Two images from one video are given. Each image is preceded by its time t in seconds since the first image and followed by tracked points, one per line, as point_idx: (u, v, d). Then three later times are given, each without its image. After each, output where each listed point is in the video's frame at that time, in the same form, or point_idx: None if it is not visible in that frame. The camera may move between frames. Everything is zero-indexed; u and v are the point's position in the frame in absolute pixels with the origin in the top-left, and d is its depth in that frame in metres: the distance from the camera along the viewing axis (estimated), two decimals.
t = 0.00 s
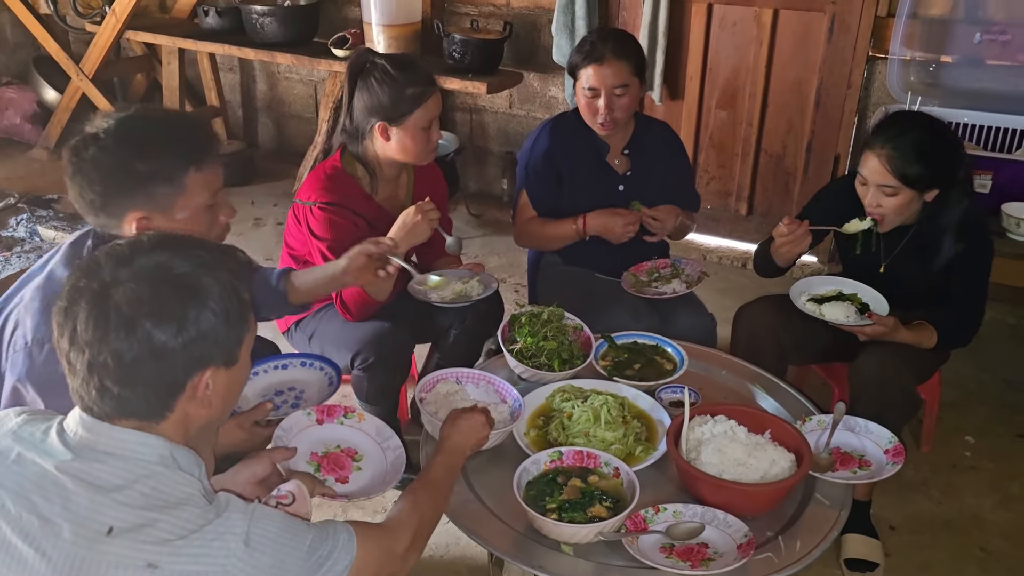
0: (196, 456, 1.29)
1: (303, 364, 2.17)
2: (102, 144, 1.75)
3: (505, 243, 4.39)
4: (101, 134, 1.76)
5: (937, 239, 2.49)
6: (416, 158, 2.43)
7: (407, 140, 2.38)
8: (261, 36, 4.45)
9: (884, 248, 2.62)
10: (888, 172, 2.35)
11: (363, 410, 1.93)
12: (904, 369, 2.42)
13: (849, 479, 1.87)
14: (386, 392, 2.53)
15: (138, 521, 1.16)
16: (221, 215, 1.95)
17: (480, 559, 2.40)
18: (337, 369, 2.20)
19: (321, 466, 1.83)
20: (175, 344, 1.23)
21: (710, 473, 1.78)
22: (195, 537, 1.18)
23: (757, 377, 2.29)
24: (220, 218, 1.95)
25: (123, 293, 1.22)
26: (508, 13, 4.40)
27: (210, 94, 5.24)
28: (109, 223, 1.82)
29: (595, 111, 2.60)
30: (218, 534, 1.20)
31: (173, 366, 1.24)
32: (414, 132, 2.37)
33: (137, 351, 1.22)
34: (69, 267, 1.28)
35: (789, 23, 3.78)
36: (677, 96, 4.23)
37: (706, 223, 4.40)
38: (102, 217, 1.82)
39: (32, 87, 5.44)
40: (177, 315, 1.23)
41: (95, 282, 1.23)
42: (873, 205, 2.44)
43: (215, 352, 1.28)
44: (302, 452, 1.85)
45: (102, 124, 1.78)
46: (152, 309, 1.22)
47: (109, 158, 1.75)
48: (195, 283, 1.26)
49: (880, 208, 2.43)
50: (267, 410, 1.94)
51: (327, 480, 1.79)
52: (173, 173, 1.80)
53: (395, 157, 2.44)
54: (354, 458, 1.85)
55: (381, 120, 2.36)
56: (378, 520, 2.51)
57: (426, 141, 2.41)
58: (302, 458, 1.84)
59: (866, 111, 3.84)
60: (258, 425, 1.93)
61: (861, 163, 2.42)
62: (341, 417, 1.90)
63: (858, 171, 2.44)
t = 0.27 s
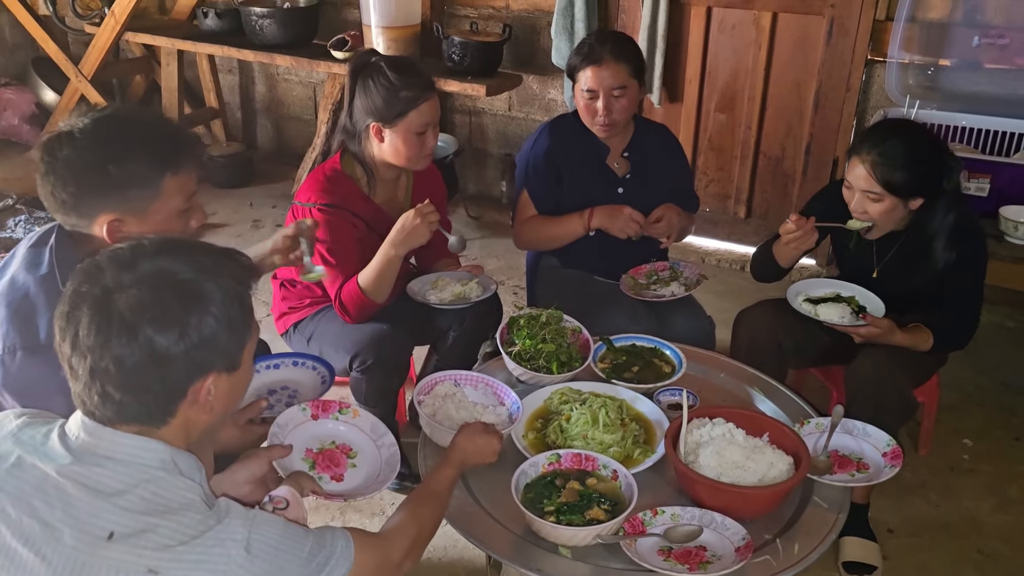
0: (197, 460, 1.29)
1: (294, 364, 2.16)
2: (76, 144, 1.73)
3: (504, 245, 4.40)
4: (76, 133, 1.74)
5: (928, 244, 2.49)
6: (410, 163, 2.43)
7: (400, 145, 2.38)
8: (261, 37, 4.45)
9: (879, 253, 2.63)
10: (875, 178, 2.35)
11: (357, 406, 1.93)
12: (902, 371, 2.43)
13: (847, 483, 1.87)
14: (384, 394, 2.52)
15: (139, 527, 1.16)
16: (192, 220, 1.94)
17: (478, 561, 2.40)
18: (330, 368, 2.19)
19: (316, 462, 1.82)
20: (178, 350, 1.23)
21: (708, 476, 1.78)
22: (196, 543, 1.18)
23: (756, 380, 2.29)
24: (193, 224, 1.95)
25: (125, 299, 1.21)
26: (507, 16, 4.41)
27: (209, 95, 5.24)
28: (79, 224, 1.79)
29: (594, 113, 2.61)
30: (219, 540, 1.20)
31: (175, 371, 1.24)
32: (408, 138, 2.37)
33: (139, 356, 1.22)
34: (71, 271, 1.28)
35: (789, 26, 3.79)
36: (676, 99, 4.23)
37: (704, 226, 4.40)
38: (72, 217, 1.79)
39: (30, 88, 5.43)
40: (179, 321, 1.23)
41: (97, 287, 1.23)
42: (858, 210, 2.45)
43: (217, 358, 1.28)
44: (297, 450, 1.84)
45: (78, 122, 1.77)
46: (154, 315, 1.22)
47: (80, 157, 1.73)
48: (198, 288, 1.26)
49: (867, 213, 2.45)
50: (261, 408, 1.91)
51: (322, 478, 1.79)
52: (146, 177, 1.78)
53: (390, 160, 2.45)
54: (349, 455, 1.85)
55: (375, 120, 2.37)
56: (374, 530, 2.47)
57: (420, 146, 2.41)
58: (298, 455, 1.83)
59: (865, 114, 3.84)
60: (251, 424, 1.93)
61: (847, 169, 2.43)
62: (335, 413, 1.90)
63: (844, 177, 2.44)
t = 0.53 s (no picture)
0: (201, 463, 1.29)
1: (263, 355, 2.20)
2: (78, 146, 1.74)
3: (505, 246, 4.40)
4: (81, 133, 1.75)
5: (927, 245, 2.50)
6: (410, 166, 2.44)
7: (400, 148, 2.39)
8: (262, 38, 4.45)
9: (880, 254, 2.63)
10: (874, 182, 2.35)
11: (363, 420, 1.94)
12: (903, 373, 2.43)
13: (848, 485, 1.87)
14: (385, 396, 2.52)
15: (142, 530, 1.16)
16: (187, 228, 1.93)
17: (479, 562, 2.40)
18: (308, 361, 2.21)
19: (318, 469, 1.82)
20: (184, 354, 1.23)
21: (709, 477, 1.78)
22: (200, 546, 1.18)
23: (758, 382, 2.29)
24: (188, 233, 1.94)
25: (131, 302, 1.22)
26: (509, 17, 4.42)
27: (210, 96, 5.25)
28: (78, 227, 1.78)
29: (598, 115, 2.60)
30: (223, 543, 1.21)
31: (180, 375, 1.24)
32: (408, 141, 2.37)
33: (145, 360, 1.22)
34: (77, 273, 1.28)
35: (791, 28, 3.80)
36: (677, 101, 4.23)
37: (706, 227, 4.41)
38: (70, 219, 1.77)
39: (31, 88, 5.44)
40: (186, 325, 1.23)
41: (102, 289, 1.23)
42: (857, 213, 2.44)
43: (223, 362, 1.28)
44: (300, 456, 1.84)
45: (82, 125, 1.78)
46: (161, 319, 1.22)
47: (82, 159, 1.73)
48: (205, 292, 1.26)
49: (865, 217, 2.44)
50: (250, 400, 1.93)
51: (323, 483, 1.78)
52: (147, 182, 1.78)
53: (390, 162, 2.46)
54: (352, 465, 1.84)
55: (376, 121, 2.38)
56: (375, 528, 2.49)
57: (421, 150, 2.40)
58: (300, 461, 1.83)
59: (867, 116, 3.84)
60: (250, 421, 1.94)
61: (846, 173, 2.43)
62: (342, 426, 1.91)
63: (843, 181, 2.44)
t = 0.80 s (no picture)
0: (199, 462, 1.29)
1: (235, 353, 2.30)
2: (82, 144, 1.73)
3: (505, 246, 4.39)
4: (83, 133, 1.75)
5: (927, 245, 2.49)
6: (408, 167, 2.44)
7: (399, 148, 2.39)
8: (262, 38, 4.45)
9: (881, 254, 2.63)
10: (874, 183, 2.35)
11: (380, 429, 1.93)
12: (902, 375, 2.43)
13: (848, 486, 1.86)
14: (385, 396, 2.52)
15: (141, 530, 1.16)
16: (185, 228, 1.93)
17: (478, 563, 2.40)
18: (282, 354, 2.31)
19: (324, 476, 1.81)
20: (181, 354, 1.23)
21: (709, 478, 1.77)
22: (199, 546, 1.18)
23: (758, 383, 2.29)
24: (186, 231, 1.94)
25: (128, 302, 1.21)
26: (509, 17, 4.41)
27: (210, 95, 5.25)
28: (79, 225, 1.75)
29: (599, 115, 2.60)
30: (221, 542, 1.20)
31: (177, 375, 1.24)
32: (406, 142, 2.37)
33: (142, 360, 1.21)
34: (73, 273, 1.27)
35: (791, 29, 3.80)
36: (677, 101, 4.23)
37: (705, 228, 4.40)
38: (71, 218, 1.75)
39: (31, 87, 5.43)
40: (182, 325, 1.23)
41: (99, 289, 1.23)
42: (862, 215, 2.46)
43: (220, 362, 1.28)
44: (309, 462, 1.84)
45: (82, 124, 1.77)
46: (158, 319, 1.21)
47: (84, 157, 1.73)
48: (202, 293, 1.26)
49: (870, 217, 2.45)
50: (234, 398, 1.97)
51: (326, 491, 1.77)
52: (150, 180, 1.78)
53: (389, 162, 2.46)
54: (361, 474, 1.83)
55: (376, 120, 2.38)
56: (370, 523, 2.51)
57: (419, 151, 2.40)
58: (308, 467, 1.83)
59: (867, 117, 3.84)
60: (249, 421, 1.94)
61: (847, 176, 2.43)
62: (357, 434, 1.91)
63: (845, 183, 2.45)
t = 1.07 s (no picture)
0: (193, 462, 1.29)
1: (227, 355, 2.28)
2: (81, 136, 1.73)
3: (502, 247, 4.39)
4: (80, 124, 1.74)
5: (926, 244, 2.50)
6: (404, 167, 2.43)
7: (395, 148, 2.38)
8: (260, 38, 4.45)
9: (881, 254, 2.63)
10: (875, 185, 2.35)
11: (375, 437, 1.91)
12: (900, 376, 2.43)
13: (846, 488, 1.86)
14: (382, 397, 2.51)
15: (133, 531, 1.15)
16: (178, 223, 1.93)
17: (474, 564, 2.39)
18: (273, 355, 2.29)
19: (317, 484, 1.79)
20: (176, 354, 1.23)
21: (706, 480, 1.77)
22: (192, 546, 1.17)
23: (755, 385, 2.28)
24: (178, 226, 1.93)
25: (123, 301, 1.21)
26: (507, 18, 4.41)
27: (208, 95, 5.24)
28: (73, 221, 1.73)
29: (613, 119, 2.60)
30: (214, 543, 1.20)
31: (172, 375, 1.23)
32: (402, 142, 2.37)
33: (136, 359, 1.21)
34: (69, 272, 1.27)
35: (790, 30, 3.80)
36: (676, 103, 4.23)
37: (703, 229, 4.40)
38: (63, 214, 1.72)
39: (28, 87, 5.42)
40: (178, 325, 1.22)
41: (94, 288, 1.22)
42: (862, 216, 2.45)
43: (215, 362, 1.28)
44: (303, 468, 1.82)
45: (75, 118, 1.77)
46: (153, 318, 1.21)
47: (84, 151, 1.72)
48: (197, 292, 1.25)
49: (871, 219, 2.44)
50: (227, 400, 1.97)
51: (318, 498, 1.75)
52: (149, 171, 1.78)
53: (384, 161, 2.45)
54: (354, 482, 1.80)
55: (372, 120, 2.38)
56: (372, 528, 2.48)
57: (414, 151, 2.40)
58: (301, 473, 1.81)
59: (865, 118, 3.84)
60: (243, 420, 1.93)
61: (849, 176, 2.42)
62: (352, 442, 1.89)
63: (846, 185, 2.44)
